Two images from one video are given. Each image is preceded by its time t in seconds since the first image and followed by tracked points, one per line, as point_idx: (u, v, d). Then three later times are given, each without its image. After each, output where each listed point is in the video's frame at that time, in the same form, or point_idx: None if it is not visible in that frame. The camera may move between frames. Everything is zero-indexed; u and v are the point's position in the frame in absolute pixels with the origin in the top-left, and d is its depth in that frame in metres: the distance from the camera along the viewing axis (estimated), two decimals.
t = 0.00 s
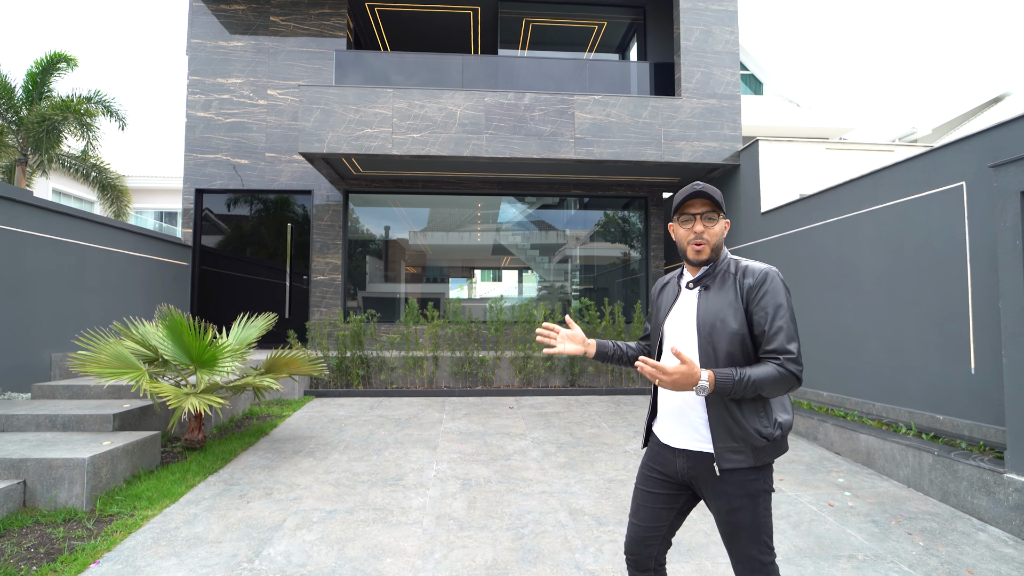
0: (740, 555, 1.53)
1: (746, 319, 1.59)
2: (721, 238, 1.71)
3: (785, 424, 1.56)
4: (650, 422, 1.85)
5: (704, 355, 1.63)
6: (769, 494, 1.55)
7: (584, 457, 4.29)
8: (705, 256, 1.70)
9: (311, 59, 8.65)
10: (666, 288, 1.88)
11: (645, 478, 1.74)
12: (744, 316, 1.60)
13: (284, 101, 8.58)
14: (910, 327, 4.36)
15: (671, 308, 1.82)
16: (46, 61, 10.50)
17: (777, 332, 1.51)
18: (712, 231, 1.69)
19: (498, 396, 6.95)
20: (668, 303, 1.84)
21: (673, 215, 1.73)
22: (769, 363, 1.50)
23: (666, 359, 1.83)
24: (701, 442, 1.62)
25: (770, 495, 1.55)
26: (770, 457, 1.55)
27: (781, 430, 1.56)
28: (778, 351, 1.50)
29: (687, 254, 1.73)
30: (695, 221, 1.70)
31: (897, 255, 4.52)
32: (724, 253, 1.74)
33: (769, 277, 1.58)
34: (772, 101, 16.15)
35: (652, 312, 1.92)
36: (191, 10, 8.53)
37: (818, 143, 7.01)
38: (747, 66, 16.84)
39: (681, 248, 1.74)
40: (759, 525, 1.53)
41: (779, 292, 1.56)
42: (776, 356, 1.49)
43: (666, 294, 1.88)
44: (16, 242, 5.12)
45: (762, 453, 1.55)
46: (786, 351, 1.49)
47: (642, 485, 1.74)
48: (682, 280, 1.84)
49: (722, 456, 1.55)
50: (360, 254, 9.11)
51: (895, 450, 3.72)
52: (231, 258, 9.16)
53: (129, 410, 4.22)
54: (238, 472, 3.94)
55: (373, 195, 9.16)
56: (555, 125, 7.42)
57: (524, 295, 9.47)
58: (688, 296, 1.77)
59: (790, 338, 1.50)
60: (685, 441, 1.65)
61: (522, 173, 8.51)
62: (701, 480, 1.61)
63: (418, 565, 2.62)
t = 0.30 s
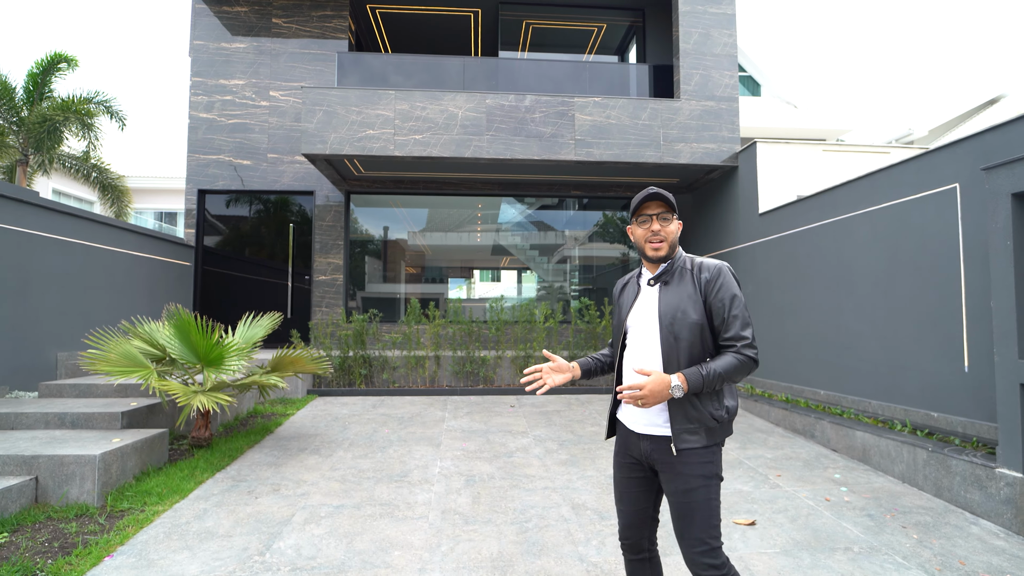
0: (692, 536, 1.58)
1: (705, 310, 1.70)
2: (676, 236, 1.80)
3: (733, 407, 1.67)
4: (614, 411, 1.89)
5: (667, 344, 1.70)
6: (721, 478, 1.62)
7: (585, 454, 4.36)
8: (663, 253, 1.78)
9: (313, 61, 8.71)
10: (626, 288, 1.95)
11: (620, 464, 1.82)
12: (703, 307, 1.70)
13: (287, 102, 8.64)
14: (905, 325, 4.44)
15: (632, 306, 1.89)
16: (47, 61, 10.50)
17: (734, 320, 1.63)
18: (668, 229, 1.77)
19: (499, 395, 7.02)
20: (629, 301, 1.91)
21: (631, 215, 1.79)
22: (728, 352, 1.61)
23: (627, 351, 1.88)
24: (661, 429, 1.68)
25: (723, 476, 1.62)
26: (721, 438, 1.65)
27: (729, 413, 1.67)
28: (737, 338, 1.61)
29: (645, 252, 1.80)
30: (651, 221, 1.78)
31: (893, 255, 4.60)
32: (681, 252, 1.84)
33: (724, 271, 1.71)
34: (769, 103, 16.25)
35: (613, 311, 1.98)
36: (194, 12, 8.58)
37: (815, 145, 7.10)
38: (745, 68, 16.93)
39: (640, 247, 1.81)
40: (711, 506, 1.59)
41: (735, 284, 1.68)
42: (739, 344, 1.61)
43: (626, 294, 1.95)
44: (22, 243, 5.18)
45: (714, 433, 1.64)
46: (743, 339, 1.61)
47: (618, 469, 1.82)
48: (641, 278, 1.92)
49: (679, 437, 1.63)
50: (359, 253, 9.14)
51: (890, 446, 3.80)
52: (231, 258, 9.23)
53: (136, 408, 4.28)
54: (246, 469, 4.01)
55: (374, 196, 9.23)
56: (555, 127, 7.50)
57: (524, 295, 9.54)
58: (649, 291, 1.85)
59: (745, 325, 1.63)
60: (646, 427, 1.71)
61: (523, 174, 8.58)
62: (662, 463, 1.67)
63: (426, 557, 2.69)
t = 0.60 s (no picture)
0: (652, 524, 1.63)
1: (678, 309, 1.76)
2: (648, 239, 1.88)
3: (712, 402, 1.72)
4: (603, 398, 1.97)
5: (644, 345, 1.77)
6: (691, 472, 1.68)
7: (586, 453, 4.42)
8: (637, 256, 1.86)
9: (314, 62, 8.75)
10: (607, 290, 2.02)
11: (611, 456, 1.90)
12: (675, 306, 1.76)
13: (288, 103, 8.68)
14: (902, 325, 4.50)
15: (613, 309, 1.96)
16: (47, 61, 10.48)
17: (706, 318, 1.69)
18: (640, 233, 1.84)
19: (501, 395, 7.07)
20: (611, 305, 1.97)
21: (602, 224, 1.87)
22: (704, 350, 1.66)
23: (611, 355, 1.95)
24: (645, 421, 1.76)
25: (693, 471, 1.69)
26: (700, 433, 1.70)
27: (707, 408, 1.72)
28: (708, 335, 1.66)
29: (621, 257, 1.88)
30: (623, 227, 1.85)
31: (890, 255, 4.66)
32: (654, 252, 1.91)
33: (694, 270, 1.77)
34: (768, 104, 16.33)
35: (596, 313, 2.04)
36: (195, 13, 8.61)
37: (813, 147, 7.16)
38: (744, 69, 17.01)
39: (615, 252, 1.89)
40: (673, 498, 1.65)
41: (705, 283, 1.74)
42: (710, 341, 1.65)
43: (607, 296, 2.02)
44: (25, 244, 5.21)
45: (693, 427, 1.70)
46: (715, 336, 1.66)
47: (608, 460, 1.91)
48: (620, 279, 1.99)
49: (661, 432, 1.68)
50: (358, 254, 9.18)
51: (887, 444, 3.86)
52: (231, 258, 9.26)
53: (143, 407, 4.32)
54: (251, 467, 4.06)
55: (375, 196, 9.27)
56: (556, 128, 7.55)
57: (523, 295, 9.59)
58: (626, 293, 1.92)
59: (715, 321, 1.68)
60: (630, 416, 1.79)
61: (523, 175, 8.64)
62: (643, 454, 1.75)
63: (432, 553, 2.74)
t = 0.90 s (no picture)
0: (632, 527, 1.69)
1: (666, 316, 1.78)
2: (616, 252, 1.90)
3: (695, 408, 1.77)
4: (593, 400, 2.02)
5: (631, 350, 1.80)
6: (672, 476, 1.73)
7: (589, 451, 4.45)
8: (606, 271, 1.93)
9: (315, 62, 8.75)
10: (602, 290, 2.04)
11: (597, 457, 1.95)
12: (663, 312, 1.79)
13: (290, 103, 8.69)
14: (901, 325, 4.54)
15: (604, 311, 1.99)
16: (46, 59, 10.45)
17: (695, 326, 1.71)
18: (602, 250, 1.89)
19: (503, 393, 7.11)
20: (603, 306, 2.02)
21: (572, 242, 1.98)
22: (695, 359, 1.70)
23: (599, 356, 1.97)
24: (628, 424, 1.79)
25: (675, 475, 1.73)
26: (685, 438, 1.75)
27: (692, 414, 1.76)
28: (698, 342, 1.70)
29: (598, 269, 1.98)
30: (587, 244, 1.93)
31: (890, 255, 4.70)
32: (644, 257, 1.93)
33: (683, 277, 1.79)
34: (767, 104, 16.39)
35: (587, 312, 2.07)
36: (195, 12, 8.61)
37: (813, 147, 7.22)
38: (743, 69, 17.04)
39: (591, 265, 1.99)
40: (655, 502, 1.70)
41: (695, 291, 1.76)
42: (701, 348, 1.69)
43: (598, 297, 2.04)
44: (28, 243, 5.21)
45: (677, 433, 1.74)
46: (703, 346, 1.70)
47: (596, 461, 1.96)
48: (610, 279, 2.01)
49: (644, 437, 1.73)
50: (357, 253, 9.18)
51: (887, 442, 3.90)
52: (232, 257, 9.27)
53: (147, 406, 4.34)
54: (256, 466, 4.08)
55: (375, 196, 9.28)
56: (557, 128, 7.57)
57: (522, 295, 9.60)
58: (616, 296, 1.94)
59: (708, 328, 1.71)
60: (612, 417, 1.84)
61: (523, 175, 8.66)
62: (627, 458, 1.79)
63: (439, 550, 2.77)
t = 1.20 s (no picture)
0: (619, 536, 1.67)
1: (649, 321, 1.73)
2: (598, 253, 1.89)
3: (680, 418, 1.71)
4: (579, 399, 1.97)
5: (612, 354, 1.76)
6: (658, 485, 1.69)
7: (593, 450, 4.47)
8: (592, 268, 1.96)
9: (316, 62, 8.75)
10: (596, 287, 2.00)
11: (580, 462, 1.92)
12: (647, 316, 1.73)
13: (291, 102, 8.69)
14: (903, 325, 4.57)
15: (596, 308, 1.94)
16: (45, 58, 10.40)
17: (678, 335, 1.65)
18: (584, 249, 1.92)
19: (505, 393, 7.13)
20: (596, 301, 1.96)
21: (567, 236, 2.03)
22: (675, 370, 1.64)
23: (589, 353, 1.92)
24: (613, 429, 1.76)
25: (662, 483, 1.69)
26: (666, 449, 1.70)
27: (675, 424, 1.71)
28: (678, 352, 1.64)
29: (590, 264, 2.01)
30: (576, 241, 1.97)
31: (891, 255, 4.73)
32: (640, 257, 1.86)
33: (670, 281, 1.71)
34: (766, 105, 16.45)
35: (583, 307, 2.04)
36: (196, 11, 8.60)
37: (814, 148, 7.27)
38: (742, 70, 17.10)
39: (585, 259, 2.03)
40: (640, 510, 1.67)
41: (681, 297, 1.68)
42: (681, 359, 1.63)
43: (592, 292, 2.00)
44: (31, 242, 5.21)
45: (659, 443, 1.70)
46: (687, 357, 1.63)
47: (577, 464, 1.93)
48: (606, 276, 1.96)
49: (623, 445, 1.70)
50: (356, 253, 9.19)
51: (890, 441, 3.93)
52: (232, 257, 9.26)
53: (152, 405, 4.34)
54: (262, 465, 4.09)
55: (376, 195, 9.30)
56: (559, 128, 7.58)
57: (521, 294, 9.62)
58: (607, 294, 1.90)
59: (690, 338, 1.64)
60: (598, 421, 1.81)
61: (524, 175, 8.68)
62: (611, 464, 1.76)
63: (447, 549, 2.78)
